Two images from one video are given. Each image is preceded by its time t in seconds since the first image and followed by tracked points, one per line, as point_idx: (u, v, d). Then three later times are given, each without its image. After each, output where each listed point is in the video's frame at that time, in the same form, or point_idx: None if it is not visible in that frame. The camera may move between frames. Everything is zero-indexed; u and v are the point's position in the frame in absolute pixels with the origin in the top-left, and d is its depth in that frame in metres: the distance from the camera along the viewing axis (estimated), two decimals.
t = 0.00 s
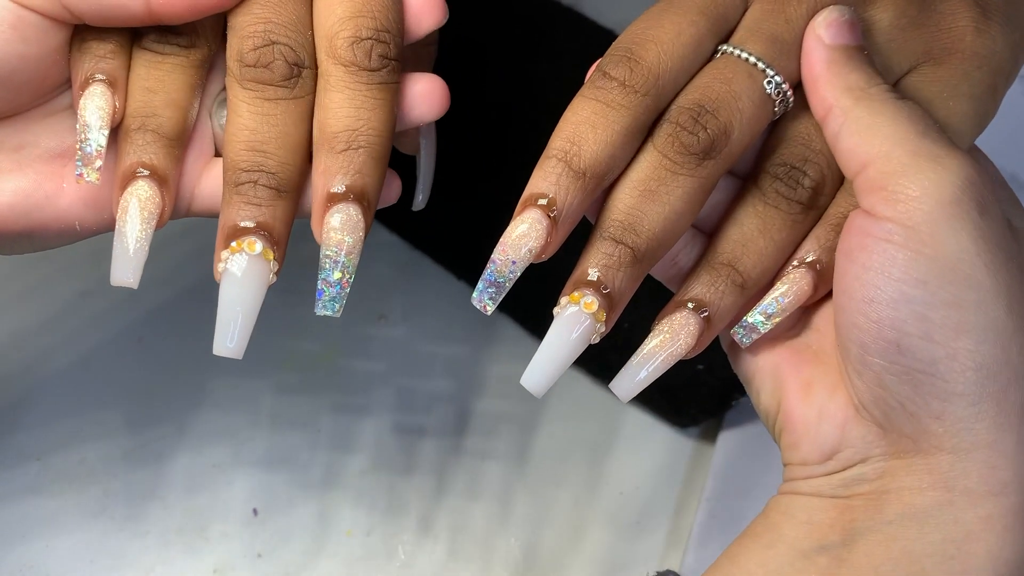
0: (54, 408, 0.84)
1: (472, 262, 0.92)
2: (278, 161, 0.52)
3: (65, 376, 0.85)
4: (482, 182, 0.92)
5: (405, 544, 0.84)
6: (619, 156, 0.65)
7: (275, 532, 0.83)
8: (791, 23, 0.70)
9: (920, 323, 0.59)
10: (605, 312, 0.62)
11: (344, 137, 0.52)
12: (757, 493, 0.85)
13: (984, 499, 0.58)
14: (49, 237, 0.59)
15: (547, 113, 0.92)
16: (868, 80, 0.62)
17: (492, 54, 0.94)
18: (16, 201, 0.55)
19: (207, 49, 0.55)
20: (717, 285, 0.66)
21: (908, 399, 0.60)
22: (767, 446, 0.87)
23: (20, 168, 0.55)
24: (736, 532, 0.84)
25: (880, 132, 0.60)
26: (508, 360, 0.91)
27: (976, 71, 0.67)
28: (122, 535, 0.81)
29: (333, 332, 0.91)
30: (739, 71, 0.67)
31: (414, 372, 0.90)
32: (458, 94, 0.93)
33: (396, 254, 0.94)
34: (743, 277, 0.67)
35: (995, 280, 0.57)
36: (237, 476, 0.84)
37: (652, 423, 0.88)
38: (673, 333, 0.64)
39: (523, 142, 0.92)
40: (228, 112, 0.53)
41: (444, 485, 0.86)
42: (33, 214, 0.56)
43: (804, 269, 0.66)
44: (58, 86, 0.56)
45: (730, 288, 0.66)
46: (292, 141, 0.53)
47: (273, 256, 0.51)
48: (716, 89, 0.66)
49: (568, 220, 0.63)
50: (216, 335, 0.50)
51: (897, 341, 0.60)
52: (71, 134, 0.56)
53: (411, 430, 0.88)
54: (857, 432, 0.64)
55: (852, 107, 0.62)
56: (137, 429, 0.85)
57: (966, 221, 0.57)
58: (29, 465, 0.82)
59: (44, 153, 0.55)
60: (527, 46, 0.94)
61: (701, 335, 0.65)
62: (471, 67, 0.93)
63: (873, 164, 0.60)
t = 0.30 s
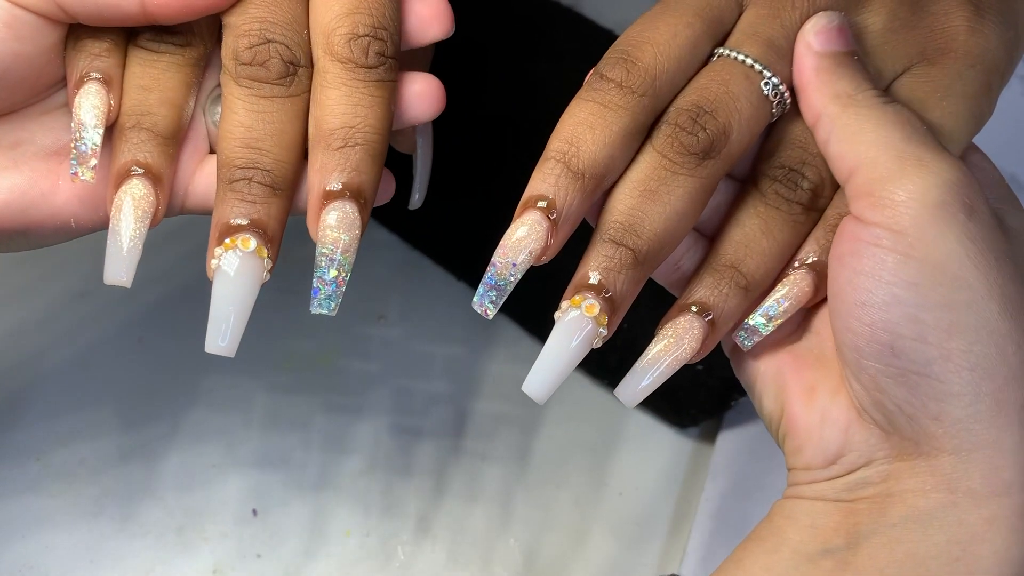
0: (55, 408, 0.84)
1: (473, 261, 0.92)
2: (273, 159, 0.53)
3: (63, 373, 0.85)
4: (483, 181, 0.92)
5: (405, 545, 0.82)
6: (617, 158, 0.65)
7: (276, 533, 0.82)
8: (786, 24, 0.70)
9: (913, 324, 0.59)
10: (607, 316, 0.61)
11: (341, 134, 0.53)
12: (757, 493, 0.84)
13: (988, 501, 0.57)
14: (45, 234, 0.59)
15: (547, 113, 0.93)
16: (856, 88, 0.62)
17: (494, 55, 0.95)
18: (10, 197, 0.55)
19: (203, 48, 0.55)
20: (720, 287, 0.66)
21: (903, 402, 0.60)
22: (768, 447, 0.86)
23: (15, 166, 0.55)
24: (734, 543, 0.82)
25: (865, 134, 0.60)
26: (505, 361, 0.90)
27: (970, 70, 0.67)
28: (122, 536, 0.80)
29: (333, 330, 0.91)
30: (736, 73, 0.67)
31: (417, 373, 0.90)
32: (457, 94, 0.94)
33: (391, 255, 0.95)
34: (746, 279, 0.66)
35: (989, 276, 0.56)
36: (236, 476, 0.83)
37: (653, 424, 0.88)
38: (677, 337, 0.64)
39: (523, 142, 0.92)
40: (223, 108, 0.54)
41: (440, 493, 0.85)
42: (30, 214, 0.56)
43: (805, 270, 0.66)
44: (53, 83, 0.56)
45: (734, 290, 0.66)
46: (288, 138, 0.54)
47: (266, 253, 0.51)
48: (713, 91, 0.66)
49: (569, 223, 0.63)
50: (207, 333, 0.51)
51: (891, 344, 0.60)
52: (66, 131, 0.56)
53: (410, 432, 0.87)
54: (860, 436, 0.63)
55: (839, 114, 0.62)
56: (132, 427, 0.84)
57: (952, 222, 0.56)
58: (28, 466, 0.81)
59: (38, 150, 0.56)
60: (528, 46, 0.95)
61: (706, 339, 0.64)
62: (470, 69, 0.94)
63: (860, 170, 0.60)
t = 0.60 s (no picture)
0: (54, 407, 0.83)
1: (473, 260, 0.91)
2: (270, 156, 0.53)
3: (62, 370, 0.84)
4: (482, 181, 0.92)
5: (405, 544, 0.82)
6: (610, 165, 0.65)
7: (277, 533, 0.81)
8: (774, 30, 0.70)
9: (905, 321, 0.59)
10: (606, 322, 0.61)
11: (337, 132, 0.53)
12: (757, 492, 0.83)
13: (991, 494, 0.56)
14: (44, 231, 0.59)
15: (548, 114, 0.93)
16: (844, 88, 0.62)
17: (494, 59, 0.95)
18: (9, 193, 0.55)
19: (202, 46, 0.55)
20: (717, 289, 0.65)
21: (899, 399, 0.60)
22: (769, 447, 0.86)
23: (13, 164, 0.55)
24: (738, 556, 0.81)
25: (851, 133, 0.60)
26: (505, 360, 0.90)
27: (958, 67, 0.68)
28: (122, 535, 0.80)
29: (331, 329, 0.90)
30: (726, 79, 0.67)
31: (408, 370, 0.89)
32: (456, 95, 0.94)
33: (388, 256, 0.94)
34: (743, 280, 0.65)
35: (978, 270, 0.57)
36: (235, 475, 0.83)
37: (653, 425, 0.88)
38: (676, 342, 0.63)
39: (523, 142, 0.92)
40: (221, 105, 0.54)
41: (439, 482, 0.85)
42: (27, 212, 0.56)
43: (799, 270, 0.67)
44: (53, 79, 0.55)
45: (731, 292, 0.65)
46: (287, 136, 0.54)
47: (263, 252, 0.51)
48: (704, 97, 0.67)
49: (563, 229, 0.63)
50: (202, 331, 0.51)
51: (884, 343, 0.60)
52: (65, 129, 0.56)
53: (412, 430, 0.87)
54: (862, 436, 0.64)
55: (827, 114, 0.62)
56: (128, 423, 0.83)
57: (937, 218, 0.57)
58: (28, 465, 0.81)
59: (37, 147, 0.55)
60: (527, 48, 0.96)
61: (705, 342, 0.64)
62: (469, 71, 0.94)
63: (846, 171, 0.60)
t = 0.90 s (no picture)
0: (54, 408, 0.82)
1: (474, 262, 0.91)
2: (273, 161, 0.53)
3: (62, 371, 0.83)
4: (482, 182, 0.89)
5: (406, 543, 0.81)
6: (594, 190, 0.65)
7: (277, 533, 0.80)
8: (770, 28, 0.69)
9: (893, 319, 0.59)
10: (599, 338, 0.61)
11: (340, 138, 0.53)
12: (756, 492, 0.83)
13: (992, 486, 0.56)
14: (43, 231, 0.59)
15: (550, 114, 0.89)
16: (832, 90, 0.62)
17: (492, 58, 0.91)
18: (9, 193, 0.55)
19: (205, 48, 0.56)
20: (700, 297, 0.64)
21: (893, 397, 0.60)
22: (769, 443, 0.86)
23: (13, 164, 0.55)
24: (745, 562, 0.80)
25: (838, 135, 0.60)
26: (502, 360, 0.90)
27: (937, 75, 0.68)
28: (121, 535, 0.78)
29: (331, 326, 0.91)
30: (705, 99, 0.66)
31: (396, 367, 0.89)
32: (455, 92, 0.91)
33: (396, 252, 0.96)
34: (725, 288, 0.65)
35: (962, 265, 0.58)
36: (234, 475, 0.82)
37: (650, 423, 0.88)
38: (664, 353, 0.63)
39: (525, 142, 0.88)
40: (224, 109, 0.54)
41: (439, 481, 0.84)
42: (27, 211, 0.56)
43: (781, 277, 0.66)
44: (56, 79, 0.56)
45: (714, 300, 0.64)
46: (288, 141, 0.54)
47: (265, 256, 0.51)
48: (684, 119, 0.66)
49: (549, 254, 0.64)
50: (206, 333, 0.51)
51: (875, 342, 0.61)
52: (66, 130, 0.57)
53: (414, 429, 0.86)
54: (862, 440, 0.63)
55: (815, 115, 0.61)
56: (128, 419, 0.82)
57: (919, 217, 0.58)
58: (28, 466, 0.79)
59: (38, 147, 0.56)
60: (528, 48, 0.92)
61: (692, 351, 0.63)
62: (469, 66, 0.91)
63: (831, 171, 0.60)
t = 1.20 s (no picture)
0: (55, 407, 0.81)
1: (473, 261, 0.91)
2: (280, 167, 0.55)
3: (62, 372, 0.83)
4: (484, 181, 0.89)
5: (407, 544, 0.80)
6: (579, 211, 0.65)
7: (276, 535, 0.79)
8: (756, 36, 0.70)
9: (882, 326, 0.57)
10: (587, 351, 0.61)
11: (348, 146, 0.55)
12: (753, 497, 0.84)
13: (988, 485, 0.53)
14: (44, 234, 0.61)
15: (550, 114, 0.91)
16: (822, 99, 0.62)
17: (491, 62, 0.92)
18: (11, 195, 0.57)
19: (206, 56, 0.59)
20: (680, 308, 0.64)
21: (887, 405, 0.58)
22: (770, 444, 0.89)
23: (14, 167, 0.57)
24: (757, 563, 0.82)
25: (826, 142, 0.59)
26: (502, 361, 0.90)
27: (917, 88, 0.69)
28: (121, 537, 0.77)
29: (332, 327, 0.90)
30: (685, 118, 0.66)
31: (399, 372, 0.89)
32: (454, 91, 0.91)
33: (391, 254, 0.95)
34: (703, 297, 0.64)
35: (945, 267, 0.57)
36: (236, 474, 0.81)
37: (649, 425, 0.88)
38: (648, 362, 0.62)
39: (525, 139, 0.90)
40: (231, 118, 0.56)
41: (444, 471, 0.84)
42: (28, 214, 0.58)
43: (761, 286, 0.65)
44: (60, 83, 0.58)
45: (693, 309, 0.64)
46: (294, 148, 0.56)
47: (277, 260, 0.54)
48: (664, 139, 0.66)
49: (539, 273, 0.64)
50: (223, 336, 0.53)
51: (864, 351, 0.58)
52: (69, 134, 0.58)
53: (426, 425, 0.86)
54: (858, 451, 0.61)
55: (804, 124, 0.60)
56: (139, 427, 0.81)
57: (899, 224, 0.57)
58: (28, 467, 0.78)
59: (39, 152, 0.58)
60: (527, 47, 0.93)
61: (674, 356, 0.63)
62: (469, 67, 0.92)
63: (815, 180, 0.59)
